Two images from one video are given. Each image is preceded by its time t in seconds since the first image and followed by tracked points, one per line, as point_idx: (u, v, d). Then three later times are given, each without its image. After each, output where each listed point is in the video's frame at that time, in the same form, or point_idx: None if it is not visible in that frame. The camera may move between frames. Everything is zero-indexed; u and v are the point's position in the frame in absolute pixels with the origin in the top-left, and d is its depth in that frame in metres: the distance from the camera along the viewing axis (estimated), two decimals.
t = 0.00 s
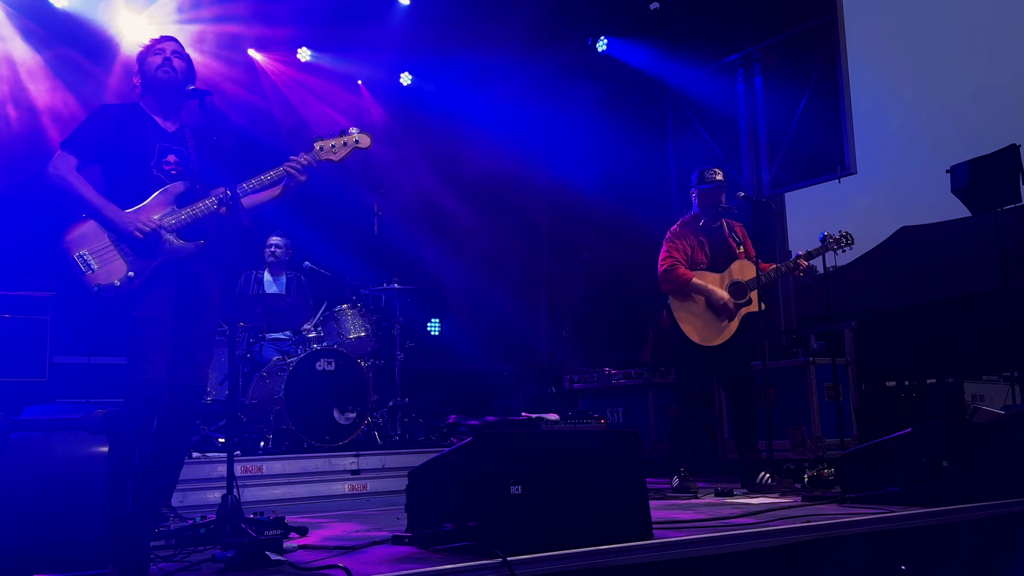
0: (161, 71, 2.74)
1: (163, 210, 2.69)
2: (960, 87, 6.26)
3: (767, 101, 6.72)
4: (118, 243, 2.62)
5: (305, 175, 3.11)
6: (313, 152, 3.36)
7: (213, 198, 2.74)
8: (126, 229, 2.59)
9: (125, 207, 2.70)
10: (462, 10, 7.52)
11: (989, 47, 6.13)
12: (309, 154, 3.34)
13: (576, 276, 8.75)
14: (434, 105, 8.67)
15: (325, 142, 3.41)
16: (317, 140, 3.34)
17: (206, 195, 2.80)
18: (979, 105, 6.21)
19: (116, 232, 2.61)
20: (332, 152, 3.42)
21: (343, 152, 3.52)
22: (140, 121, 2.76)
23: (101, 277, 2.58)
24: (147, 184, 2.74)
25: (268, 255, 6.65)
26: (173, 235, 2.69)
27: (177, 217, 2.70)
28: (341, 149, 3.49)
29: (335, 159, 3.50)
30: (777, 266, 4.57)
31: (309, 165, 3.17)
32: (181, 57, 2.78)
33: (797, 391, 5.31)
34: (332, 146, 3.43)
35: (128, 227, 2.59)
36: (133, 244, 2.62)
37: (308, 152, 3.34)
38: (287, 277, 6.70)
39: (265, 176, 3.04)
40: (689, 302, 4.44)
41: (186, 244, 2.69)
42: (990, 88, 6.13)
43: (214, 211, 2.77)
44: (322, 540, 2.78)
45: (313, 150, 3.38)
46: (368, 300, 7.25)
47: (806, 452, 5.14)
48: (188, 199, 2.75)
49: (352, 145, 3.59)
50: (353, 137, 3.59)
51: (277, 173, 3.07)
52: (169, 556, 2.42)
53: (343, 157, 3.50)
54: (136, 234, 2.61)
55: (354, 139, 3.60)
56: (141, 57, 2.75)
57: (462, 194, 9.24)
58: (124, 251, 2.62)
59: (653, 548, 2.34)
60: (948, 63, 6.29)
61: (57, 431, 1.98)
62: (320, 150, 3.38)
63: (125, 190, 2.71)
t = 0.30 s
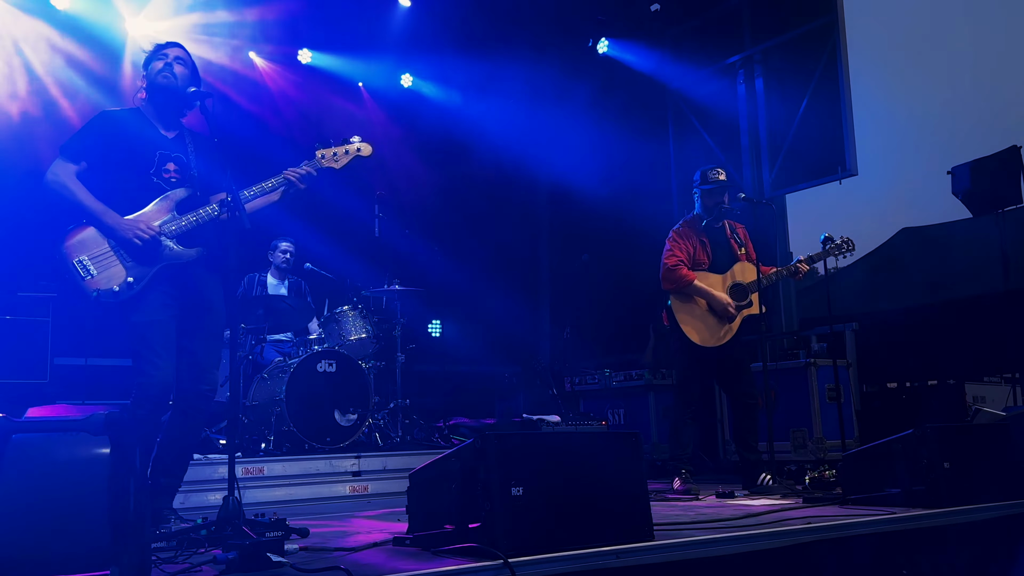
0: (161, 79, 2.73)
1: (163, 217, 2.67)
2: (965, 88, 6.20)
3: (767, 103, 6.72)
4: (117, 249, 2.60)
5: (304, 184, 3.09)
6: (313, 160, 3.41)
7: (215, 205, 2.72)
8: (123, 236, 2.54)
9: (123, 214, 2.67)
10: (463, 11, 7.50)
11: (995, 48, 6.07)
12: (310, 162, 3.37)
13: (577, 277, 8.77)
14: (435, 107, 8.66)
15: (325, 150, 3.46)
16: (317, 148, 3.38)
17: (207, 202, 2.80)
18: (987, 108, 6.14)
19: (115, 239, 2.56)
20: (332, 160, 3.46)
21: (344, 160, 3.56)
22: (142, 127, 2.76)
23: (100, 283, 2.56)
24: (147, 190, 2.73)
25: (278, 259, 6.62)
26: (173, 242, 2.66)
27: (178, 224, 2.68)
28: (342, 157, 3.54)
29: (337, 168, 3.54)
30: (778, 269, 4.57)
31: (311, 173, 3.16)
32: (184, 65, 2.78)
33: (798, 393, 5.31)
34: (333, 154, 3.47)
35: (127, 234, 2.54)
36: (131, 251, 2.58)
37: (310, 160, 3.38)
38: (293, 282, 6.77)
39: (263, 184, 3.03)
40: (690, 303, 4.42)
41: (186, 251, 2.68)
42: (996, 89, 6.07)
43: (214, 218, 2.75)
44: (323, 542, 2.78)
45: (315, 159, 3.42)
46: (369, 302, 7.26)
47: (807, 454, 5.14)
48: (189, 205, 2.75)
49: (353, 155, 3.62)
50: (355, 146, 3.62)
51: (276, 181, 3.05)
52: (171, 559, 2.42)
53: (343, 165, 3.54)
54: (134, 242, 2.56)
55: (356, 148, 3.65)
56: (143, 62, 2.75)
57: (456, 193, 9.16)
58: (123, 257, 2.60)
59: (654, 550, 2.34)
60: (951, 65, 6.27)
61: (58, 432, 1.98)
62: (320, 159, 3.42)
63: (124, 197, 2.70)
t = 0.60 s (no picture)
0: (169, 79, 2.74)
1: (164, 214, 2.64)
2: (967, 90, 6.20)
3: (769, 106, 6.73)
4: (117, 247, 2.58)
5: (307, 185, 3.12)
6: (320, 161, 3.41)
7: (217, 204, 2.68)
8: (126, 234, 2.55)
9: (125, 209, 2.69)
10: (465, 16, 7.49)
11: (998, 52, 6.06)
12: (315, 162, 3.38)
13: (579, 279, 8.78)
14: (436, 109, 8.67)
15: (331, 151, 3.47)
16: (322, 149, 3.40)
17: (209, 201, 2.75)
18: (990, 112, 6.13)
19: (117, 237, 2.56)
20: (337, 160, 3.49)
21: (349, 161, 3.60)
22: (148, 125, 2.77)
23: (99, 281, 2.53)
24: (150, 189, 2.74)
25: (284, 260, 6.65)
26: (174, 241, 2.64)
27: (179, 222, 2.65)
28: (346, 159, 3.57)
29: (341, 168, 3.56)
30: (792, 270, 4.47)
31: (314, 174, 3.18)
32: (191, 64, 2.78)
33: (800, 395, 5.31)
34: (339, 155, 3.50)
35: (130, 231, 2.55)
36: (133, 249, 2.58)
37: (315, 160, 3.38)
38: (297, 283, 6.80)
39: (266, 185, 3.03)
40: (699, 306, 4.43)
41: (187, 251, 2.66)
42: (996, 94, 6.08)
43: (217, 217, 2.70)
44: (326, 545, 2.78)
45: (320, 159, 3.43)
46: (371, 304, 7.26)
47: (810, 456, 5.15)
48: (190, 204, 2.71)
49: (358, 155, 3.70)
50: (359, 147, 3.69)
51: (280, 181, 3.06)
52: (174, 562, 2.42)
53: (348, 166, 3.57)
54: (137, 239, 2.56)
55: (360, 150, 3.70)
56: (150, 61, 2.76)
57: (458, 196, 9.16)
58: (123, 256, 2.58)
59: (657, 553, 2.34)
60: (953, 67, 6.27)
61: (61, 436, 1.99)
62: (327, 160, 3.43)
63: (129, 194, 2.71)
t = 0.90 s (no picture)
0: (185, 95, 2.74)
1: (165, 225, 2.66)
2: (968, 93, 6.20)
3: (772, 107, 6.72)
4: (116, 254, 2.58)
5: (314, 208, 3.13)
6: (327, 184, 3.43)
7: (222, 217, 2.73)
8: (126, 244, 2.56)
9: (127, 218, 2.68)
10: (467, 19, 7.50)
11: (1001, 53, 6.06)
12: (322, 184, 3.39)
13: (581, 282, 8.79)
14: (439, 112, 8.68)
15: (339, 175, 3.50)
16: (330, 172, 3.41)
17: (213, 215, 2.78)
18: (991, 115, 6.13)
19: (117, 245, 2.57)
20: (345, 185, 3.50)
21: (357, 186, 3.61)
22: (153, 134, 2.78)
23: (95, 288, 2.54)
24: (153, 199, 2.73)
25: (289, 263, 6.68)
26: (174, 253, 2.65)
27: (181, 234, 2.67)
28: (354, 182, 3.57)
29: (347, 192, 3.57)
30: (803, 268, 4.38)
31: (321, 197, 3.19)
32: (206, 81, 2.78)
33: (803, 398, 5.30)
34: (347, 178, 3.51)
35: (131, 240, 2.57)
36: (132, 258, 2.58)
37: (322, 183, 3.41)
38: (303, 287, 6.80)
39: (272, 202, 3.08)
40: (703, 307, 4.46)
41: (187, 263, 2.66)
42: (996, 95, 6.08)
43: (221, 231, 2.75)
44: (330, 548, 2.79)
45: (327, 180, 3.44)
46: (374, 307, 7.28)
47: (813, 458, 5.15)
48: (194, 217, 2.74)
49: (366, 180, 3.69)
50: (368, 172, 3.71)
51: (285, 201, 3.10)
52: (179, 565, 2.43)
53: (355, 191, 3.58)
54: (138, 248, 2.58)
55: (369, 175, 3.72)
56: (166, 74, 2.76)
57: (458, 199, 9.16)
58: (121, 263, 2.58)
59: (661, 555, 2.35)
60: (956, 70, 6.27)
61: (67, 438, 2.00)
62: (334, 182, 3.46)
63: (130, 205, 2.71)
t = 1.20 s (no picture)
0: (192, 96, 2.77)
1: (171, 225, 2.69)
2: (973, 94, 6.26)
3: (775, 109, 6.72)
4: (120, 251, 2.60)
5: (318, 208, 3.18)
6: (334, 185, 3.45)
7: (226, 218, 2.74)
8: (134, 243, 2.58)
9: (133, 216, 2.71)
10: (471, 22, 7.50)
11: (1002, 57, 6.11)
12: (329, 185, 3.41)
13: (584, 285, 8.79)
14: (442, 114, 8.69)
15: (347, 176, 3.51)
16: (337, 174, 3.42)
17: (219, 215, 2.79)
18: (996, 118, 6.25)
19: (122, 243, 2.59)
20: (352, 186, 3.52)
21: (363, 187, 3.65)
22: (158, 134, 2.77)
23: (99, 287, 2.58)
24: (159, 197, 2.76)
25: (296, 265, 6.71)
26: (180, 252, 2.69)
27: (186, 234, 2.70)
28: (361, 183, 3.62)
29: (354, 194, 3.61)
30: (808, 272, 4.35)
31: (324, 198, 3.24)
32: (214, 84, 2.80)
33: (807, 400, 5.30)
34: (355, 180, 3.54)
35: (137, 238, 2.59)
36: (136, 256, 2.60)
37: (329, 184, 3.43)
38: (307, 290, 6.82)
39: (278, 203, 3.05)
40: (707, 309, 4.48)
41: (190, 263, 2.69)
42: (998, 98, 6.18)
43: (225, 231, 2.77)
44: (335, 550, 2.79)
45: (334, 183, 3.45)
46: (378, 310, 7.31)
47: (817, 460, 5.14)
48: (200, 216, 2.76)
49: (374, 181, 3.77)
50: (377, 173, 3.77)
51: (292, 202, 3.10)
52: (183, 567, 2.42)
53: (362, 192, 3.60)
54: (144, 248, 2.60)
55: (376, 176, 3.75)
56: (174, 75, 2.77)
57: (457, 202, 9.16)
58: (125, 262, 2.60)
59: (665, 558, 2.34)
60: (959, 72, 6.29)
61: (71, 441, 2.00)
62: (342, 183, 3.47)
63: (137, 200, 2.73)
